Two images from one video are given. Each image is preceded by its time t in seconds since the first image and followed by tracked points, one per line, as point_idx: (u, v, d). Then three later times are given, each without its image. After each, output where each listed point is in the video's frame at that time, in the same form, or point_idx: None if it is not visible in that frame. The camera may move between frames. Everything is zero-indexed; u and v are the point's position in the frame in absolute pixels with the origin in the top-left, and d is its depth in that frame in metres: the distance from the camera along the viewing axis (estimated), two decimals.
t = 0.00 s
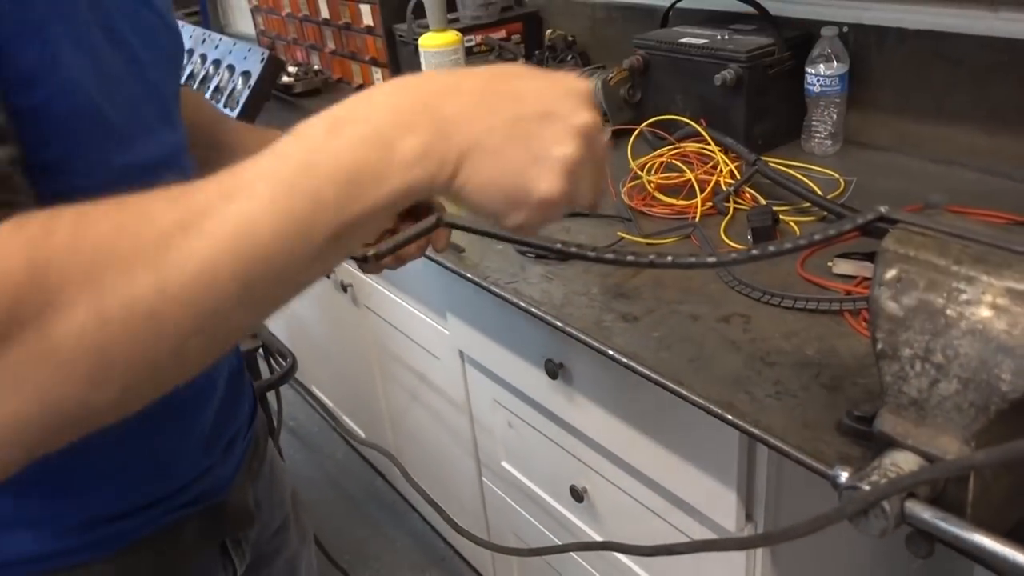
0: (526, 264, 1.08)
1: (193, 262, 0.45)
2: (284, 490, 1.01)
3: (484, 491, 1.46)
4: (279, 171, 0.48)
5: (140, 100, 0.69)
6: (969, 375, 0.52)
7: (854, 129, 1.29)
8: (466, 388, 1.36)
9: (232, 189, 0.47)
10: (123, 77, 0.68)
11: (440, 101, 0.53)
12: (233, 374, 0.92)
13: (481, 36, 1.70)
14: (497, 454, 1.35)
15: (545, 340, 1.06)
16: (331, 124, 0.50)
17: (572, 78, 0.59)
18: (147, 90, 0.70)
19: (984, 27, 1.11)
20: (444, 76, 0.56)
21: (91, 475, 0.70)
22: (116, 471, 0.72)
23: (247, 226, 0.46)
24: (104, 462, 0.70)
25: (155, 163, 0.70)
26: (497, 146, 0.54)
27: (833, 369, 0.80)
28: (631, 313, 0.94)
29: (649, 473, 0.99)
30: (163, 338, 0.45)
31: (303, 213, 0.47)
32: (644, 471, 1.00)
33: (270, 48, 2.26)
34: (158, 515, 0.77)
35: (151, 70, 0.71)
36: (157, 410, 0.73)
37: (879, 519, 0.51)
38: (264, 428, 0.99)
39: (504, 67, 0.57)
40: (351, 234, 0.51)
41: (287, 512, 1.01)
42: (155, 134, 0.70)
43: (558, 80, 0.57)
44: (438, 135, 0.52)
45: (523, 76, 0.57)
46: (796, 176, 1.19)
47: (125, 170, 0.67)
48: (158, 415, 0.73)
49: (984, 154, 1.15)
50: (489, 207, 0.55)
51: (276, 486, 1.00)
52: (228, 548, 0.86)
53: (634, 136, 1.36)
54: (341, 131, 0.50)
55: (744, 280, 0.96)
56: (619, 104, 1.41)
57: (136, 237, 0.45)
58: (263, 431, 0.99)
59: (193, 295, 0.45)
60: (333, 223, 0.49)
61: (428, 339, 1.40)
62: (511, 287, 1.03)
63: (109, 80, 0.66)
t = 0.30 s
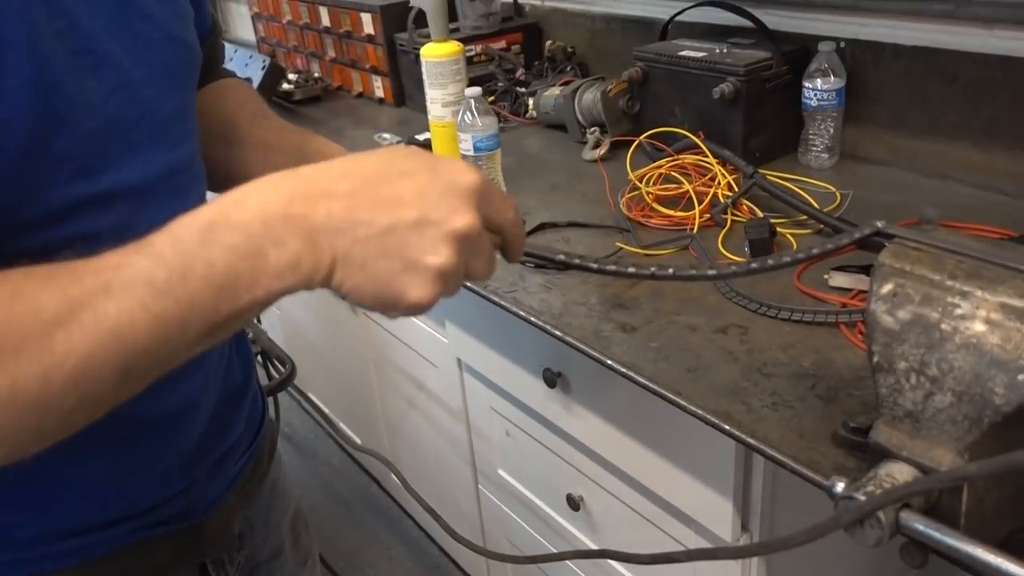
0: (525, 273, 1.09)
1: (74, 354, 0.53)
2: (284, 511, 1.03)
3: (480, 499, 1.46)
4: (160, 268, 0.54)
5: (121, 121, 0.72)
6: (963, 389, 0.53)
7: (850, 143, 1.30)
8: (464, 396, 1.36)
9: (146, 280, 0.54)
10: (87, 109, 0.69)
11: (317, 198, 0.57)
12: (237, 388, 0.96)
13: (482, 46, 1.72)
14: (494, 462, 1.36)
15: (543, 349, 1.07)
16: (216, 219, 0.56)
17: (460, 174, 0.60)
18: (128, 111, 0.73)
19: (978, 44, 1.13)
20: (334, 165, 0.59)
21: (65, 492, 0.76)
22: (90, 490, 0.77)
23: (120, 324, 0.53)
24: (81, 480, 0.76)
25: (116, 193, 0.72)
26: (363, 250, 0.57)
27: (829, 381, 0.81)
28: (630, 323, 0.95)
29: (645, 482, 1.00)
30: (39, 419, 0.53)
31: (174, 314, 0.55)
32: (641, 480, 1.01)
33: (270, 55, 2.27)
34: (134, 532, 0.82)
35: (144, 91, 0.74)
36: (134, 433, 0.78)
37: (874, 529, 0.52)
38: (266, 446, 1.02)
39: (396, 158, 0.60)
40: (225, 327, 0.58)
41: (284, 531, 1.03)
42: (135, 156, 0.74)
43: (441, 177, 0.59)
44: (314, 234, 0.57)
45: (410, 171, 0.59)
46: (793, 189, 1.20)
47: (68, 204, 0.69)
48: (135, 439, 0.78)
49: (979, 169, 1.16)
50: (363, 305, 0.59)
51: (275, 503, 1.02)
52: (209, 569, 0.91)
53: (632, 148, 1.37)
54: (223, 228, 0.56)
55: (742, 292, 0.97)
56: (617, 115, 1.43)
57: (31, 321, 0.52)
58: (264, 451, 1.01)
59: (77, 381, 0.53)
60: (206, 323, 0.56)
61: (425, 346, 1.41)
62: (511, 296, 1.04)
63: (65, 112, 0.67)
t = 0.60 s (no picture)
0: (526, 280, 1.09)
1: (79, 370, 0.53)
2: (285, 518, 1.04)
3: (478, 506, 1.46)
4: (165, 287, 0.56)
5: (126, 127, 0.72)
6: (963, 400, 0.54)
7: (851, 154, 1.30)
8: (463, 402, 1.36)
9: (151, 299, 0.55)
10: (91, 115, 0.69)
11: (320, 223, 0.59)
12: (242, 394, 0.96)
13: (484, 53, 1.73)
14: (492, 469, 1.36)
15: (543, 356, 1.08)
16: (220, 240, 0.57)
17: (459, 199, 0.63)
18: (133, 117, 0.73)
19: (980, 57, 1.13)
20: (337, 188, 0.61)
21: (70, 499, 0.76)
22: (95, 496, 0.77)
23: (124, 342, 0.54)
24: (87, 486, 0.76)
25: (120, 198, 0.72)
26: (366, 274, 0.60)
27: (829, 391, 0.81)
28: (631, 331, 0.95)
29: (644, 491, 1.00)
30: (40, 434, 0.54)
31: (178, 332, 0.56)
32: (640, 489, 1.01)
33: (272, 60, 2.28)
34: (139, 538, 0.82)
35: (149, 96, 0.74)
36: (139, 440, 0.78)
37: (874, 539, 0.52)
38: (269, 453, 1.02)
39: (396, 183, 0.62)
40: (226, 345, 0.59)
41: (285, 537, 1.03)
42: (142, 161, 0.74)
43: (442, 203, 0.62)
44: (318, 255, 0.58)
45: (411, 197, 0.61)
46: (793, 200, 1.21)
47: (72, 210, 0.69)
48: (140, 446, 0.78)
49: (979, 182, 1.16)
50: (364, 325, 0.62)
51: (277, 509, 1.02)
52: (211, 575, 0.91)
53: (634, 156, 1.37)
54: (229, 249, 0.57)
55: (742, 301, 0.97)
56: (619, 124, 1.44)
57: (34, 338, 0.53)
58: (267, 457, 1.01)
59: (79, 397, 0.54)
60: (209, 341, 0.57)
61: (425, 352, 1.41)
62: (512, 303, 1.04)
63: (70, 119, 0.68)
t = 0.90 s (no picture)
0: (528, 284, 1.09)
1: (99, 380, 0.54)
2: (288, 520, 1.04)
3: (477, 510, 1.46)
4: (186, 302, 0.56)
5: (139, 129, 0.73)
6: (965, 408, 0.54)
7: (852, 162, 1.31)
8: (463, 406, 1.36)
9: (172, 314, 0.56)
10: (107, 117, 0.70)
11: (336, 247, 0.60)
12: (249, 395, 0.96)
13: (488, 58, 1.72)
14: (491, 473, 1.36)
15: (544, 361, 1.08)
16: (241, 260, 0.59)
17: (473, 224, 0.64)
18: (147, 119, 0.73)
19: (982, 69, 1.13)
20: (353, 212, 0.62)
21: (80, 499, 0.76)
22: (107, 496, 0.78)
23: (144, 355, 0.55)
24: (99, 484, 0.77)
25: (132, 199, 0.73)
26: (380, 298, 0.62)
27: (830, 398, 0.81)
28: (632, 336, 0.95)
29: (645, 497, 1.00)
30: (58, 440, 0.54)
31: (197, 346, 0.56)
32: (640, 494, 1.01)
33: (277, 63, 2.29)
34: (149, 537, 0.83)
35: (162, 98, 0.75)
36: (151, 440, 0.78)
37: (875, 545, 0.52)
38: (274, 453, 1.02)
39: (411, 207, 0.63)
40: (241, 361, 0.60)
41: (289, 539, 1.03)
42: (153, 163, 0.74)
43: (455, 227, 0.63)
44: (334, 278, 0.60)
45: (426, 221, 0.62)
46: (795, 207, 1.21)
47: (86, 212, 0.70)
48: (152, 447, 0.78)
49: (981, 192, 1.17)
50: (379, 343, 0.64)
51: (281, 511, 1.02)
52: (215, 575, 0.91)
53: (636, 162, 1.38)
54: (248, 270, 0.58)
55: (743, 308, 0.98)
56: (622, 130, 1.44)
57: (57, 349, 0.53)
58: (272, 457, 1.01)
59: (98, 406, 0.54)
60: (226, 356, 0.58)
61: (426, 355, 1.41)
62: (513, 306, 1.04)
63: (85, 121, 0.68)
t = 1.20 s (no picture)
0: (530, 284, 1.09)
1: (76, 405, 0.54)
2: (294, 521, 1.03)
3: (478, 512, 1.46)
4: (168, 335, 0.57)
5: (143, 133, 0.73)
6: (969, 407, 0.54)
7: (854, 163, 1.31)
8: (465, 407, 1.36)
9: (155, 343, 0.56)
10: (112, 120, 0.70)
11: (318, 286, 0.60)
12: (255, 395, 0.96)
13: (490, 60, 1.73)
14: (493, 473, 1.36)
15: (546, 361, 1.08)
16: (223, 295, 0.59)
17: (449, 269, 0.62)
18: (152, 123, 0.73)
19: (984, 70, 1.13)
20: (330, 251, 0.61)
21: (87, 500, 0.76)
22: (109, 496, 0.77)
23: (121, 384, 0.55)
24: (103, 485, 0.77)
25: (133, 201, 0.73)
26: (357, 337, 0.62)
27: (833, 399, 0.81)
28: (634, 336, 0.95)
29: (648, 497, 1.00)
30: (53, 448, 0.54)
31: (176, 377, 0.57)
32: (642, 495, 1.01)
33: (279, 64, 2.29)
34: (154, 538, 0.83)
35: (169, 101, 0.74)
36: (154, 444, 0.78)
37: (879, 544, 0.52)
38: (280, 453, 1.01)
39: (390, 248, 0.62)
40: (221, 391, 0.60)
41: (294, 539, 1.03)
42: (155, 166, 0.74)
43: (431, 272, 0.62)
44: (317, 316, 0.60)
45: (404, 263, 0.61)
46: (797, 208, 1.21)
47: (85, 217, 0.70)
48: (155, 450, 0.78)
49: (983, 193, 1.17)
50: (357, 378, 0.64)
51: (287, 511, 1.02)
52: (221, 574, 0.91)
53: (638, 163, 1.38)
54: (231, 306, 0.58)
55: (745, 308, 0.98)
56: (624, 130, 1.44)
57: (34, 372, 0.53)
58: (278, 457, 1.01)
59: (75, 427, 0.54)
60: (202, 387, 0.58)
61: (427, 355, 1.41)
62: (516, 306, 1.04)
63: (91, 124, 0.68)
